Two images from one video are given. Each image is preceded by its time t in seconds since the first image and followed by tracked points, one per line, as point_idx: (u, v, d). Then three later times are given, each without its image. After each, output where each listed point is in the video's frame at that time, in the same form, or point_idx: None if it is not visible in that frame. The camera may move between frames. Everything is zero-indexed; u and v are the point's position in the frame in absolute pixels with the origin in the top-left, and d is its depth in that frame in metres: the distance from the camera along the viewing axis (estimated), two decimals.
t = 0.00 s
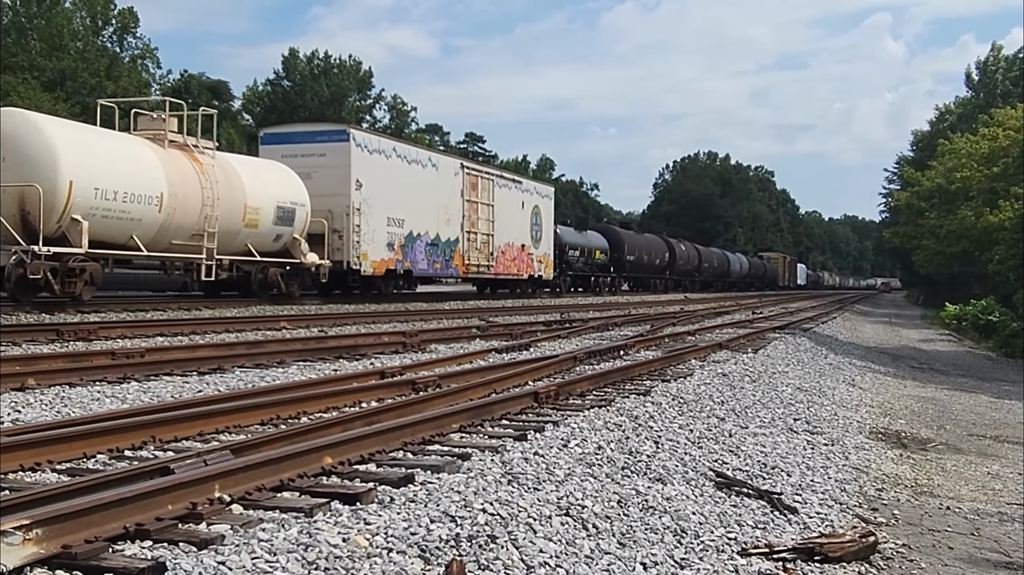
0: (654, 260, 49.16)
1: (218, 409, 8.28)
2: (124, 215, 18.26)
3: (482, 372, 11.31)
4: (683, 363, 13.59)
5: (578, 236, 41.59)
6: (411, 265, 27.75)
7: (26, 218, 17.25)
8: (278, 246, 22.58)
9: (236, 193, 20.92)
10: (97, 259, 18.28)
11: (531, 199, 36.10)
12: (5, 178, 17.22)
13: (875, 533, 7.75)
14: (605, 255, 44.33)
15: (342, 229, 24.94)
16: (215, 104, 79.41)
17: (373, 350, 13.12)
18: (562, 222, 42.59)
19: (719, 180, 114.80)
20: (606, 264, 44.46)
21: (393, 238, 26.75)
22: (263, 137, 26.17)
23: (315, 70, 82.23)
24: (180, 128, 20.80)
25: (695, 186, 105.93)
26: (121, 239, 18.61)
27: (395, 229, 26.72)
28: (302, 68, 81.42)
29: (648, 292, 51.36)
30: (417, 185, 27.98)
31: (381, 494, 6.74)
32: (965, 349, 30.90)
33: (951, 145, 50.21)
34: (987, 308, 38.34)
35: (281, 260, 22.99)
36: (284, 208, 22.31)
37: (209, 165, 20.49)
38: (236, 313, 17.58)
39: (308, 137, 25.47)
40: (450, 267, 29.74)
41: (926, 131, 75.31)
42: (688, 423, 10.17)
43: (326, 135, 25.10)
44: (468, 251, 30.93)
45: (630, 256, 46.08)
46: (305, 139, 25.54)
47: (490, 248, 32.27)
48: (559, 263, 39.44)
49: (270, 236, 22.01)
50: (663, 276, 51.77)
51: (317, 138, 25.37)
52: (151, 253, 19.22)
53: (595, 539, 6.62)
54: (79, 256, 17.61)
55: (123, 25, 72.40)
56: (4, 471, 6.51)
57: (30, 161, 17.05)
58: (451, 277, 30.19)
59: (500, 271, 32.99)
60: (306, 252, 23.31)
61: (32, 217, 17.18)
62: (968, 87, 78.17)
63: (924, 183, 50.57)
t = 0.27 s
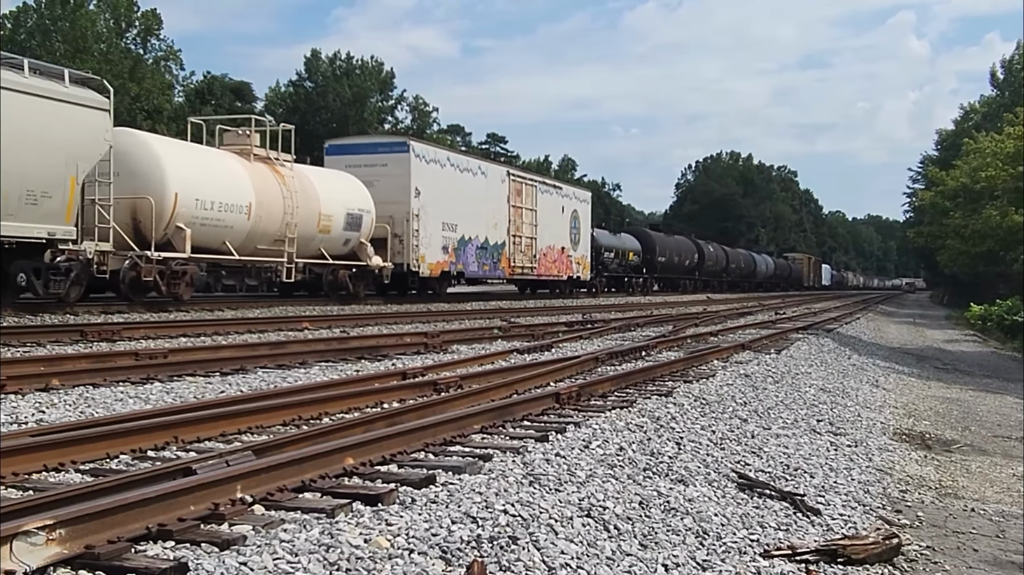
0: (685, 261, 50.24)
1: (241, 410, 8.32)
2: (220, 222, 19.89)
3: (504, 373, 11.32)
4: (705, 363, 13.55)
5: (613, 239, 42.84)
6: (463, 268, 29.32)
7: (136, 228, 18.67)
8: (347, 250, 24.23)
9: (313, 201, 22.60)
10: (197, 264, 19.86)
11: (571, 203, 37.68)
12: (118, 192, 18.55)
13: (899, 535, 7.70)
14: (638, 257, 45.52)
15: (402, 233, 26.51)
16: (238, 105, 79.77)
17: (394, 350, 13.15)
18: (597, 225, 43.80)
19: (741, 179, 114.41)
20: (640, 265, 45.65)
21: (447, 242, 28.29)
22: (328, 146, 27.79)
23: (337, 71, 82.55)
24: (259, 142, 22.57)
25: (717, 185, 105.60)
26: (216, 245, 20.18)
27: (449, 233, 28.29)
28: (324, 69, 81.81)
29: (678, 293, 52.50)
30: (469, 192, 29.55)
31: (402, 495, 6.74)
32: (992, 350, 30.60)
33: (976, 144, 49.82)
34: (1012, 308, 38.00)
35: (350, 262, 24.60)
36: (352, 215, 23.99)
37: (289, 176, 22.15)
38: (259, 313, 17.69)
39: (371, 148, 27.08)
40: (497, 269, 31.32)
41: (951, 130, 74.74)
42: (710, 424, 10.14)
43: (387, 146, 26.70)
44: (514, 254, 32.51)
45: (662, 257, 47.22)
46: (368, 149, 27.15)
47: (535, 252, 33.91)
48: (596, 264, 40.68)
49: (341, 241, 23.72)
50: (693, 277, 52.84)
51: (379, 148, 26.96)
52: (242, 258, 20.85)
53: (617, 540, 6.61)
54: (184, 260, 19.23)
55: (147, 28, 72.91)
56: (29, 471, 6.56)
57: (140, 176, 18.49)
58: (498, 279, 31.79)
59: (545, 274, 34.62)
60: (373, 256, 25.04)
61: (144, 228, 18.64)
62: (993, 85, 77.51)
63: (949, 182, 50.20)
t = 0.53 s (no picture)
0: (707, 262, 50.96)
1: (259, 410, 8.35)
2: (297, 228, 21.38)
3: (520, 374, 11.32)
4: (721, 364, 13.52)
5: (641, 241, 43.80)
6: (507, 271, 30.45)
7: (223, 234, 20.35)
8: (404, 253, 25.57)
9: (374, 208, 24.07)
10: (276, 267, 21.37)
11: (605, 207, 38.63)
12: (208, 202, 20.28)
13: (917, 537, 7.66)
14: (665, 258, 46.32)
15: (451, 238, 27.74)
16: (255, 106, 80.05)
17: (410, 351, 13.16)
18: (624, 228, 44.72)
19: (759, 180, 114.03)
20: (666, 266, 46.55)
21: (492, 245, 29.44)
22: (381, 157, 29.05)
23: (353, 73, 82.83)
24: (326, 154, 23.91)
25: (734, 186, 105.32)
26: (291, 250, 21.68)
27: (494, 238, 29.42)
28: (340, 71, 82.02)
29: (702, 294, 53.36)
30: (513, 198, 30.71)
31: (418, 496, 6.75)
32: (1011, 351, 30.38)
33: (995, 144, 49.45)
34: None
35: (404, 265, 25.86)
36: (409, 221, 25.33)
37: (354, 186, 23.63)
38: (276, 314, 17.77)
39: (421, 158, 28.30)
40: (538, 271, 32.44)
41: (969, 130, 74.22)
42: (726, 425, 10.12)
43: (436, 156, 27.92)
44: (553, 257, 33.60)
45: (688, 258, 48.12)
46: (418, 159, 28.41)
47: (571, 254, 34.85)
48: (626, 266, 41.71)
49: (399, 245, 25.05)
50: (717, 278, 53.66)
51: (428, 158, 28.20)
52: (315, 259, 22.38)
53: (633, 541, 6.60)
54: (265, 263, 20.77)
55: (163, 30, 73.35)
56: (47, 472, 6.60)
57: (225, 187, 20.11)
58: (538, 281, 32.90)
59: (579, 275, 35.54)
60: (426, 258, 26.25)
61: (231, 234, 20.28)
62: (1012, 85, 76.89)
63: (968, 182, 49.85)
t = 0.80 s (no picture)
0: (721, 264, 51.67)
1: (267, 410, 8.36)
2: (355, 234, 22.73)
3: (528, 374, 11.31)
4: (729, 364, 13.49)
5: (660, 242, 44.71)
6: (538, 271, 31.52)
7: (291, 238, 21.68)
8: (447, 256, 26.86)
9: (421, 214, 25.44)
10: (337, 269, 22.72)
11: (629, 211, 39.65)
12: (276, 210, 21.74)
13: (927, 537, 7.63)
14: (683, 259, 47.19)
15: (489, 241, 28.88)
16: (263, 107, 80.12)
17: (418, 351, 13.16)
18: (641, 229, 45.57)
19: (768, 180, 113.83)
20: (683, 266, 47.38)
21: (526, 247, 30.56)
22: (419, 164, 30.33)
23: (362, 73, 82.87)
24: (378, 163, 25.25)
25: (743, 186, 105.15)
26: (350, 254, 22.98)
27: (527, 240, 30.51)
28: (348, 71, 82.11)
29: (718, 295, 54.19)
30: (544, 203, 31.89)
31: (426, 496, 6.75)
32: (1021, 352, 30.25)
33: (1005, 143, 49.26)
34: None
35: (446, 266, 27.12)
36: (451, 225, 26.67)
37: (402, 193, 24.98)
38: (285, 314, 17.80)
39: (459, 165, 29.56)
40: (566, 273, 33.54)
41: (979, 129, 73.94)
42: (735, 425, 10.10)
43: (473, 163, 29.15)
44: (581, 259, 34.72)
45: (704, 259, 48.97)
46: (456, 166, 29.70)
47: (598, 256, 35.98)
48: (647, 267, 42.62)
49: (442, 248, 26.31)
50: (732, 278, 54.46)
51: (466, 165, 29.46)
52: (369, 262, 23.71)
53: (642, 542, 6.59)
54: (328, 265, 22.11)
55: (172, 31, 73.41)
56: (56, 472, 6.61)
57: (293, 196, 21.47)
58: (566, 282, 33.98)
59: (603, 276, 36.52)
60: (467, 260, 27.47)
61: (297, 238, 21.61)
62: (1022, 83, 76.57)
63: (977, 181, 49.68)
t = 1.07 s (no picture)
0: (737, 264, 52.40)
1: (276, 411, 8.37)
2: (409, 238, 24.26)
3: (536, 375, 11.31)
4: (738, 365, 13.47)
5: (678, 244, 45.64)
6: (567, 273, 32.80)
7: (350, 242, 23.30)
8: (486, 258, 28.24)
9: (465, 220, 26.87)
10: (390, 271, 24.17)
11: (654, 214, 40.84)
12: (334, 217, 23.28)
13: (937, 538, 7.61)
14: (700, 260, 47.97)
15: (524, 244, 29.99)
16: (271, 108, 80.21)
17: (427, 351, 13.16)
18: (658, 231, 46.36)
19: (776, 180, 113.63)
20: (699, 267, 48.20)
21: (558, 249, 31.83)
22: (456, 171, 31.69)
23: (370, 73, 82.84)
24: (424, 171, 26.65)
25: (752, 186, 104.97)
26: (402, 257, 24.40)
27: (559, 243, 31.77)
28: (356, 72, 82.20)
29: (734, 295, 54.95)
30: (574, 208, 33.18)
31: (435, 496, 6.75)
32: None
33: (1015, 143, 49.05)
34: None
35: (485, 269, 28.46)
36: (491, 229, 28.07)
37: (448, 200, 26.40)
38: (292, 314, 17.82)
39: (495, 172, 30.91)
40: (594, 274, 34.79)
41: (989, 129, 73.65)
42: (744, 426, 10.09)
43: (509, 170, 30.45)
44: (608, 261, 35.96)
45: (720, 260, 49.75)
46: (492, 173, 31.08)
47: (623, 258, 37.12)
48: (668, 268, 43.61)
49: (483, 251, 27.70)
50: (747, 279, 55.16)
51: (502, 172, 30.78)
52: (419, 264, 25.11)
53: (650, 542, 6.58)
54: (383, 267, 23.60)
55: (180, 31, 73.50)
56: (66, 471, 6.62)
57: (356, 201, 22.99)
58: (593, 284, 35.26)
59: (628, 276, 37.61)
60: (504, 261, 28.97)
61: (357, 241, 23.22)
62: None
63: (987, 180, 49.49)
